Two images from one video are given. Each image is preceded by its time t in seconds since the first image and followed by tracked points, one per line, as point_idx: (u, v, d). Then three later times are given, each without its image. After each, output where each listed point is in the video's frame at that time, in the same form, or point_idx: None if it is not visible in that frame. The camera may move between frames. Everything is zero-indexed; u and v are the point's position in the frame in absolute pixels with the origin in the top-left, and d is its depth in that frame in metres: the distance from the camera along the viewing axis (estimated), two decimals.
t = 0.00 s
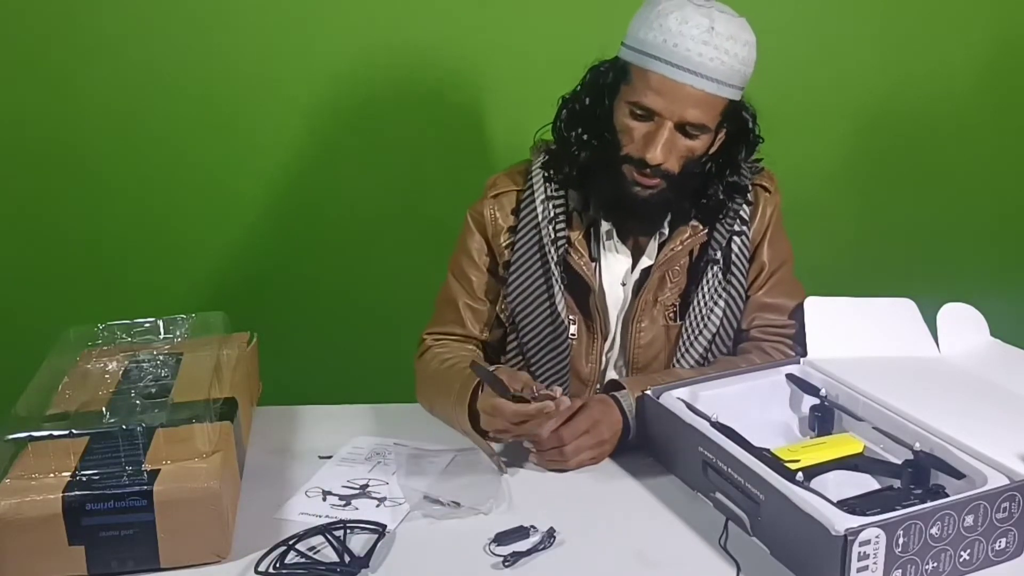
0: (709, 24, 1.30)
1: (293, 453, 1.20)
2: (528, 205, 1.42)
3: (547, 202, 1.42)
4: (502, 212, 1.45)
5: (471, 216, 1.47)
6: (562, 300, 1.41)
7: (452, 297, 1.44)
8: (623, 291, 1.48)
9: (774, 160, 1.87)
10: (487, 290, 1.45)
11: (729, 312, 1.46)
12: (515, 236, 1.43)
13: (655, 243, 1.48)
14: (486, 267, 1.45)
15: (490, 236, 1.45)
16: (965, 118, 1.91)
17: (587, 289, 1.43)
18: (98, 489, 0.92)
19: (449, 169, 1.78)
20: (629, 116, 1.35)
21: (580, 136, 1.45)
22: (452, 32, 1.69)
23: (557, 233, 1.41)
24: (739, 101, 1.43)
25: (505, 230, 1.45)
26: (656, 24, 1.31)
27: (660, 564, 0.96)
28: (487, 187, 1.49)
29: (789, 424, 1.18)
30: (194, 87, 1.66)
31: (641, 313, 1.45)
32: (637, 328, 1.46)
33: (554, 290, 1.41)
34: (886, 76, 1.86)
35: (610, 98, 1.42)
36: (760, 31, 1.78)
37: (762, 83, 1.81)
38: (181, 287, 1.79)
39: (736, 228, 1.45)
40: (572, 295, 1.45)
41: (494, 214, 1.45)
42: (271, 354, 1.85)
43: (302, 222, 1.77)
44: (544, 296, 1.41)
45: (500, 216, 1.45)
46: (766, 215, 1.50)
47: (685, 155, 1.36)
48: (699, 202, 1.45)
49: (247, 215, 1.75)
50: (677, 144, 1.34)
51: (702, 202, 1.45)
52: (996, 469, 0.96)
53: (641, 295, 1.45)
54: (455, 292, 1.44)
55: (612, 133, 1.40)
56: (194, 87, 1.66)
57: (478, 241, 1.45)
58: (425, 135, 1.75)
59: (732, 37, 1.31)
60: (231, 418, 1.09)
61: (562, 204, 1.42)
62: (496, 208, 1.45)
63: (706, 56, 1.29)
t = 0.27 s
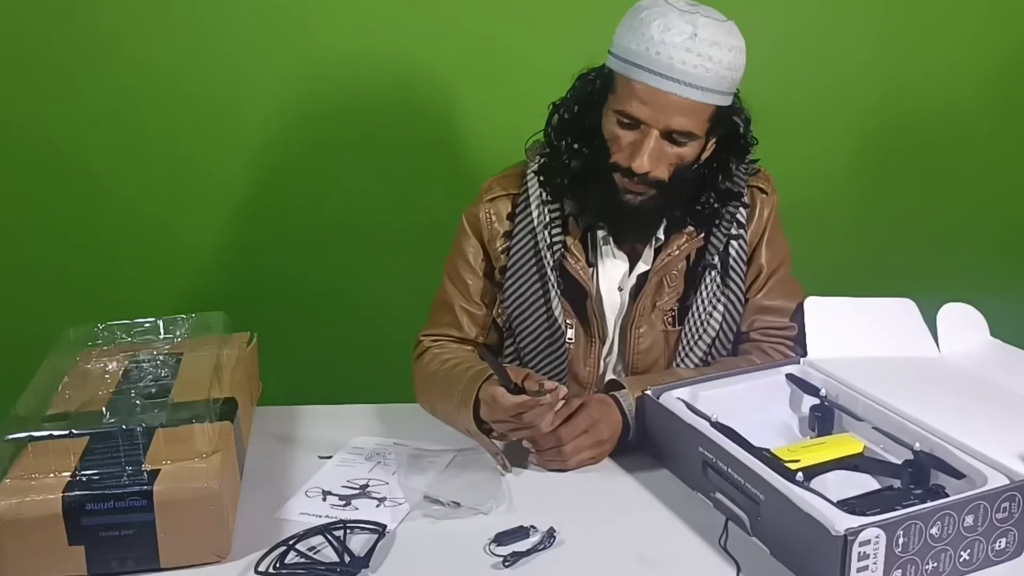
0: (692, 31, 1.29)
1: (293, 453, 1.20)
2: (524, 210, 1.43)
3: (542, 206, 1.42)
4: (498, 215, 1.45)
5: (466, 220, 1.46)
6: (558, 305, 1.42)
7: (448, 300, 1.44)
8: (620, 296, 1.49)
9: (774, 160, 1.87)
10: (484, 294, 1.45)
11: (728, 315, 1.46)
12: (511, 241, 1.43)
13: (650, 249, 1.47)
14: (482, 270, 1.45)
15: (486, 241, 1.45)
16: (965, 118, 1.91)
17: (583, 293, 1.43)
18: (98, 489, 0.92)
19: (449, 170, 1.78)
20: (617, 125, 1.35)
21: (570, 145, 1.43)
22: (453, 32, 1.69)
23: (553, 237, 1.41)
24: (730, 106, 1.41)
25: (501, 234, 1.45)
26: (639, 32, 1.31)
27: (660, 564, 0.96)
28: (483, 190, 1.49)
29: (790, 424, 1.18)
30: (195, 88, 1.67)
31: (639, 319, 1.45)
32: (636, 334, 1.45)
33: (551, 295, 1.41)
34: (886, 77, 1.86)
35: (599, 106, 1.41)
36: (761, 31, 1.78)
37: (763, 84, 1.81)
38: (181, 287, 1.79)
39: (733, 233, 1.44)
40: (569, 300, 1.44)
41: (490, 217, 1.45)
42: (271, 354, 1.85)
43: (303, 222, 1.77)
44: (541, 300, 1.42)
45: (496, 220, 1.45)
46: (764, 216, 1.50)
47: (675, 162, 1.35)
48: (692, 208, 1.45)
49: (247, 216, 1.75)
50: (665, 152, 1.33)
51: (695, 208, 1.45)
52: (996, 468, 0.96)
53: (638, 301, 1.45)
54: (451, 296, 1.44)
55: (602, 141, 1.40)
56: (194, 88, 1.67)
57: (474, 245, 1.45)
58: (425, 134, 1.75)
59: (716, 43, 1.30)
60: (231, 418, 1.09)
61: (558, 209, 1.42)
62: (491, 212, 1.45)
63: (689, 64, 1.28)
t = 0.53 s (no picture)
0: (688, 27, 1.30)
1: (293, 453, 1.20)
2: (523, 210, 1.43)
3: (542, 206, 1.42)
4: (497, 215, 1.45)
5: (465, 220, 1.46)
6: (558, 304, 1.42)
7: (447, 300, 1.45)
8: (620, 296, 1.48)
9: (774, 160, 1.87)
10: (483, 294, 1.45)
11: (728, 315, 1.46)
12: (510, 241, 1.43)
13: (649, 248, 1.47)
14: (482, 270, 1.45)
15: (485, 241, 1.45)
16: (965, 118, 1.91)
17: (582, 293, 1.43)
18: (98, 489, 0.92)
19: (450, 170, 1.78)
20: (613, 121, 1.35)
21: (568, 143, 1.44)
22: (453, 32, 1.69)
23: (552, 237, 1.40)
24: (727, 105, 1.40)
25: (501, 233, 1.45)
26: (636, 28, 1.31)
27: (660, 564, 0.96)
28: (483, 190, 1.49)
29: (789, 424, 1.18)
30: (195, 87, 1.67)
31: (638, 319, 1.44)
32: (635, 334, 1.45)
33: (550, 294, 1.41)
34: (886, 77, 1.86)
35: (597, 103, 1.42)
36: (761, 31, 1.78)
37: (763, 84, 1.81)
38: (181, 287, 1.79)
39: (732, 233, 1.44)
40: (569, 300, 1.44)
41: (489, 217, 1.45)
42: (271, 354, 1.85)
43: (302, 222, 1.77)
44: (540, 300, 1.42)
45: (496, 220, 1.45)
46: (763, 216, 1.50)
47: (671, 159, 1.36)
48: (691, 209, 1.45)
49: (247, 216, 1.75)
50: (660, 148, 1.33)
51: (693, 209, 1.44)
52: (996, 468, 0.96)
53: (637, 301, 1.44)
54: (451, 296, 1.44)
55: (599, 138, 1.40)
56: (194, 88, 1.67)
57: (473, 245, 1.45)
58: (425, 134, 1.75)
59: (713, 39, 1.30)
60: (231, 418, 1.09)
61: (557, 208, 1.42)
62: (491, 212, 1.45)
63: (685, 59, 1.28)
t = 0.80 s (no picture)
0: (692, 27, 1.30)
1: (293, 453, 1.20)
2: (524, 209, 1.43)
3: (543, 205, 1.42)
4: (498, 215, 1.45)
5: (466, 219, 1.46)
6: (558, 304, 1.42)
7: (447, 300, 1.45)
8: (620, 296, 1.48)
9: (774, 160, 1.87)
10: (484, 294, 1.45)
11: (728, 315, 1.46)
12: (511, 241, 1.43)
13: (651, 248, 1.47)
14: (482, 270, 1.45)
15: (486, 240, 1.45)
16: (965, 118, 1.91)
17: (583, 292, 1.43)
18: (98, 489, 0.92)
19: (450, 170, 1.78)
20: (617, 121, 1.35)
21: (570, 142, 1.44)
22: (453, 32, 1.69)
23: (553, 237, 1.40)
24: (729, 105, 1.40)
25: (501, 233, 1.45)
26: (640, 29, 1.31)
27: (660, 564, 0.96)
28: (484, 190, 1.49)
29: (789, 424, 1.18)
30: (195, 87, 1.67)
31: (639, 318, 1.45)
32: (636, 333, 1.45)
33: (551, 294, 1.41)
34: (886, 77, 1.86)
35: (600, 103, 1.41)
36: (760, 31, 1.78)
37: (763, 84, 1.81)
38: (181, 287, 1.79)
39: (733, 232, 1.44)
40: (569, 300, 1.44)
41: (490, 217, 1.45)
42: (272, 354, 1.85)
43: (302, 222, 1.77)
44: (541, 300, 1.42)
45: (496, 220, 1.45)
46: (764, 216, 1.50)
47: (674, 159, 1.36)
48: (692, 209, 1.45)
49: (247, 216, 1.75)
50: (663, 148, 1.33)
51: (695, 209, 1.45)
52: (996, 468, 0.96)
53: (638, 300, 1.44)
54: (452, 295, 1.44)
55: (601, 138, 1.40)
56: (194, 88, 1.67)
57: (474, 245, 1.45)
58: (426, 134, 1.75)
59: (717, 40, 1.30)
60: (231, 418, 1.09)
61: (558, 208, 1.42)
62: (492, 211, 1.45)
63: (689, 60, 1.28)
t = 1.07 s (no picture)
0: (707, 33, 1.28)
1: (293, 453, 1.20)
2: (525, 210, 1.43)
3: (543, 205, 1.42)
4: (498, 215, 1.45)
5: (467, 219, 1.46)
6: (559, 304, 1.42)
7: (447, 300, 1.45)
8: (620, 295, 1.48)
9: (774, 160, 1.87)
10: (484, 294, 1.45)
11: (728, 314, 1.46)
12: (511, 241, 1.43)
13: (652, 249, 1.47)
14: (483, 270, 1.45)
15: (486, 240, 1.45)
16: (965, 118, 1.91)
17: (583, 293, 1.43)
18: (98, 489, 0.92)
19: (450, 169, 1.78)
20: (634, 132, 1.33)
21: (571, 147, 1.43)
22: (452, 31, 1.69)
23: (554, 237, 1.40)
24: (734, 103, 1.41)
25: (501, 233, 1.45)
26: (653, 38, 1.28)
27: (660, 563, 0.96)
28: (484, 190, 1.49)
29: (789, 424, 1.18)
30: (195, 87, 1.67)
31: (639, 317, 1.45)
32: (636, 332, 1.45)
33: (551, 294, 1.41)
34: (886, 77, 1.86)
35: (591, 107, 1.40)
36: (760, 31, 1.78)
37: (763, 84, 1.81)
38: (181, 287, 1.79)
39: (733, 231, 1.44)
40: (569, 300, 1.44)
41: (490, 217, 1.45)
42: (271, 353, 1.85)
43: (302, 221, 1.77)
44: (541, 300, 1.42)
45: (496, 220, 1.45)
46: (764, 216, 1.50)
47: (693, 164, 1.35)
48: (700, 203, 1.44)
49: (248, 216, 1.75)
50: (685, 156, 1.32)
51: (703, 202, 1.44)
52: (997, 468, 0.96)
53: (638, 299, 1.44)
54: (452, 295, 1.44)
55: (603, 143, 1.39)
56: (194, 87, 1.67)
57: (474, 245, 1.45)
58: (426, 134, 1.75)
59: (730, 43, 1.29)
60: (231, 418, 1.09)
61: (558, 208, 1.42)
62: (492, 211, 1.45)
63: (709, 68, 1.27)
